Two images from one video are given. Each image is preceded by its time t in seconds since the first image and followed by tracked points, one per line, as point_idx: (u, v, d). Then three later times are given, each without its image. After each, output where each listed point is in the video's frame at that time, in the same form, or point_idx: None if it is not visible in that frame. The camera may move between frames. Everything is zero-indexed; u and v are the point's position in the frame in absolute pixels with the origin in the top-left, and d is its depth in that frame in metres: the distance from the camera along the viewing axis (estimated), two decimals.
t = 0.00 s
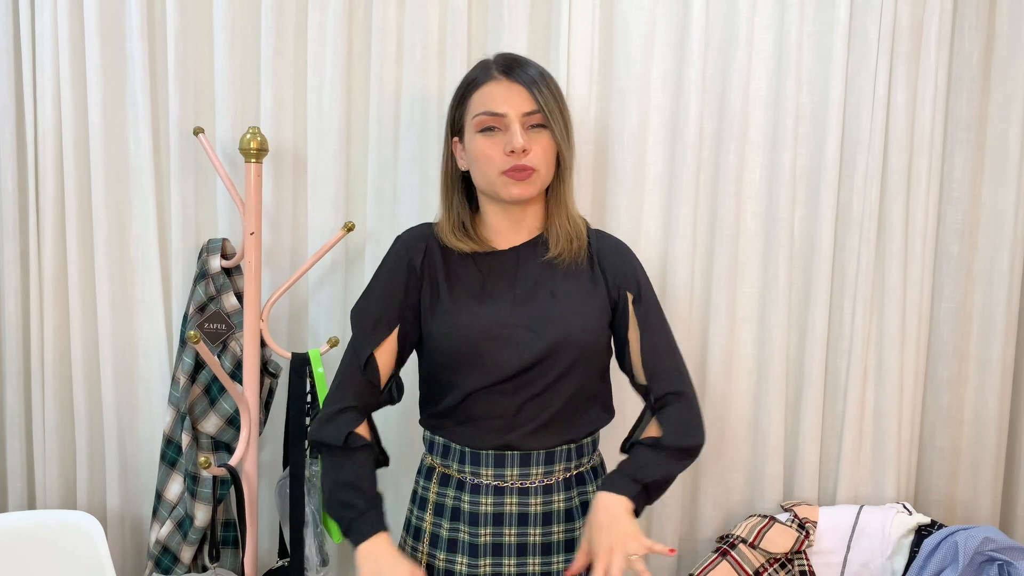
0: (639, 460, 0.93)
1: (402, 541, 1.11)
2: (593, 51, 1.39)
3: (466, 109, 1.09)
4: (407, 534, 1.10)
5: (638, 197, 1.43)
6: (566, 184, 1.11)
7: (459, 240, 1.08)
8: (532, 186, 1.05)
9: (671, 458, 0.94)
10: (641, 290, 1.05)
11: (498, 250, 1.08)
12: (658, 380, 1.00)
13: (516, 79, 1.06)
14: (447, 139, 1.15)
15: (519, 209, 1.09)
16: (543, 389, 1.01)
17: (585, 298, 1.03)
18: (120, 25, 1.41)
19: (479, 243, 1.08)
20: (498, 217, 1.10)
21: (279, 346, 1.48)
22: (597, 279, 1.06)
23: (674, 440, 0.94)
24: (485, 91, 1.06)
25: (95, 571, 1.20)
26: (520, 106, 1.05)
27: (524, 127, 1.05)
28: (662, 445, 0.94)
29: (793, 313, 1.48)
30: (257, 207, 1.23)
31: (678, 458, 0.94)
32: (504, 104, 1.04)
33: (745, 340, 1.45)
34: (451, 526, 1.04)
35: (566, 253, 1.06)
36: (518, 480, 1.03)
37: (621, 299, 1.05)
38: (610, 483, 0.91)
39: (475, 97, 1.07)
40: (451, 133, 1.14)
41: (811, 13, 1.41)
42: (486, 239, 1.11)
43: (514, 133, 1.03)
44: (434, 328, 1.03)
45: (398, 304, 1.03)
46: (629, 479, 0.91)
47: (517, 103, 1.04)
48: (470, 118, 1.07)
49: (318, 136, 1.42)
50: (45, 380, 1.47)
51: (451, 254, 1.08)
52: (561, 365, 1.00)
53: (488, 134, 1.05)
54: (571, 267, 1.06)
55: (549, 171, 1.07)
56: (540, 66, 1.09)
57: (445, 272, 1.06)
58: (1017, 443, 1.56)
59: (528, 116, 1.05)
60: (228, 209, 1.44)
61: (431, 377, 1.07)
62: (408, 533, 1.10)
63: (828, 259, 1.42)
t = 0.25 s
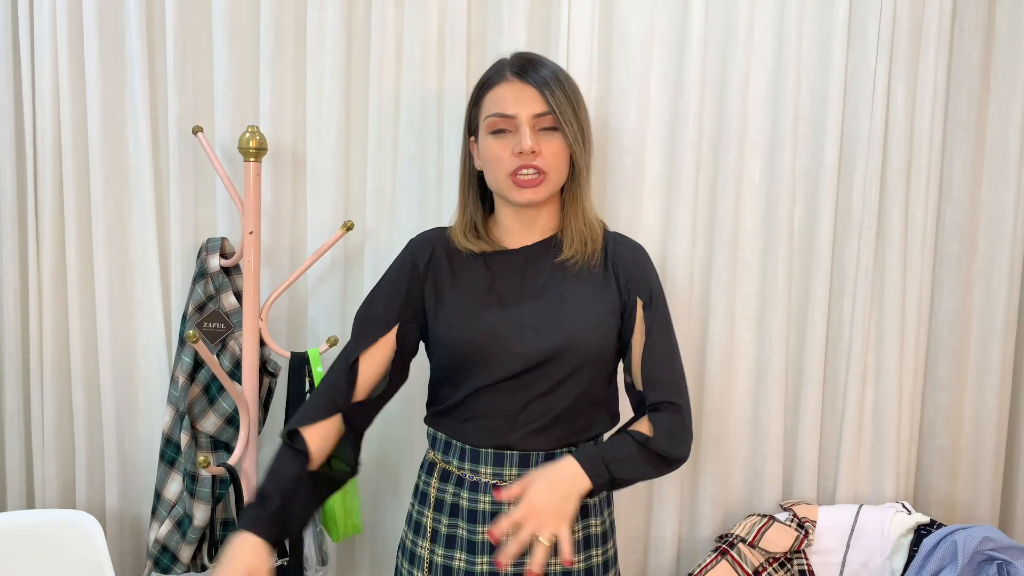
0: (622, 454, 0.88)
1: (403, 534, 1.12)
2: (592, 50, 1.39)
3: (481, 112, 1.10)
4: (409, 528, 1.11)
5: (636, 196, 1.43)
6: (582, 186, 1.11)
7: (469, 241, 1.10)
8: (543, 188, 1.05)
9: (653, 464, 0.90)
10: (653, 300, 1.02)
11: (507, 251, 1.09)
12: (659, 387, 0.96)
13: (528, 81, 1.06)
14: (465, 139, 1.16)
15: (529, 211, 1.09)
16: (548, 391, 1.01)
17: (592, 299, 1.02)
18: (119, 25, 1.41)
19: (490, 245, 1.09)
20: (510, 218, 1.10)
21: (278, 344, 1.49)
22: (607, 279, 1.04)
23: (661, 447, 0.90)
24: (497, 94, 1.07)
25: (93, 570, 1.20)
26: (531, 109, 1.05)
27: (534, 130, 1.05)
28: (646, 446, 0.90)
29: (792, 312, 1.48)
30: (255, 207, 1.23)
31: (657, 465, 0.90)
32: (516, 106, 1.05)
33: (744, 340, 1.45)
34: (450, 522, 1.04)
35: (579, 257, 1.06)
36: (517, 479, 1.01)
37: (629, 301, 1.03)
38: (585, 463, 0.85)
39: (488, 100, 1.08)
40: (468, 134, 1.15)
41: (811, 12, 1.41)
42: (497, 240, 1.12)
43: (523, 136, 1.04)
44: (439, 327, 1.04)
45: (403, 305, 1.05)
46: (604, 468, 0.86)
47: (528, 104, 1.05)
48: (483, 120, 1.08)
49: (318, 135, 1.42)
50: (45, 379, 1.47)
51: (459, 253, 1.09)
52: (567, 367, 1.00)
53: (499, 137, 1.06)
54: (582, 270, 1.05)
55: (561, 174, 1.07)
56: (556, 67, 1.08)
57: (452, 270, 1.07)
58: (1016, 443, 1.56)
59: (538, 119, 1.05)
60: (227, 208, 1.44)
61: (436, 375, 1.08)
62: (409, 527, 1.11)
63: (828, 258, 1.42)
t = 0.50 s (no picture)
0: (576, 401, 0.89)
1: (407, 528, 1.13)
2: (592, 49, 1.39)
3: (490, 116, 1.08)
4: (412, 521, 1.12)
5: (636, 196, 1.44)
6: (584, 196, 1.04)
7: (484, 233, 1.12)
8: (529, 203, 1.03)
9: (611, 428, 0.89)
10: (656, 302, 0.99)
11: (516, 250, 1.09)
12: (643, 373, 0.94)
13: (521, 90, 1.01)
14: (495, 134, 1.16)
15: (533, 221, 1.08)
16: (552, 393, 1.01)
17: (595, 298, 1.01)
18: (119, 24, 1.41)
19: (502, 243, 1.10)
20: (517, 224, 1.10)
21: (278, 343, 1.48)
22: (616, 279, 1.02)
23: (622, 416, 0.90)
24: (496, 102, 1.04)
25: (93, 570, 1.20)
26: (518, 122, 1.01)
27: (523, 143, 1.01)
28: (608, 404, 0.90)
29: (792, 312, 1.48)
30: (255, 206, 1.22)
31: (613, 429, 0.89)
32: (503, 119, 1.02)
33: (744, 339, 1.45)
34: (451, 517, 1.05)
35: (584, 268, 1.03)
36: (517, 477, 1.01)
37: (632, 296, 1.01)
38: (529, 374, 0.88)
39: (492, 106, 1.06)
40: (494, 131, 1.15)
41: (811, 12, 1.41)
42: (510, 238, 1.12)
43: (507, 151, 1.01)
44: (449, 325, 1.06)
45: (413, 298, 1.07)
46: (541, 386, 0.88)
47: (514, 117, 1.01)
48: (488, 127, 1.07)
49: (317, 134, 1.41)
50: (44, 379, 1.47)
51: (476, 243, 1.11)
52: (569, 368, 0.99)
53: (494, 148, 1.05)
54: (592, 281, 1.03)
55: (552, 186, 1.03)
56: (556, 73, 1.02)
57: (466, 261, 1.08)
58: (1016, 442, 1.56)
59: (524, 132, 1.01)
60: (227, 208, 1.44)
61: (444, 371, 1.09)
62: (413, 520, 1.12)
63: (827, 258, 1.42)
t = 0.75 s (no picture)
0: (551, 364, 0.91)
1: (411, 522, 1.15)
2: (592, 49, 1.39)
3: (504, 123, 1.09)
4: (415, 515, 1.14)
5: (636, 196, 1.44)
6: (573, 218, 1.01)
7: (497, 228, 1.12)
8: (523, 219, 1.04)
9: (575, 402, 0.90)
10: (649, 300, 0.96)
11: (523, 245, 1.09)
12: (615, 357, 0.93)
13: (517, 108, 0.99)
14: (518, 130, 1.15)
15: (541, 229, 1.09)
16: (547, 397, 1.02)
17: (592, 302, 1.01)
18: (119, 24, 1.41)
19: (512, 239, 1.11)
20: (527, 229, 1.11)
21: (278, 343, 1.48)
22: (617, 285, 1.02)
23: (584, 390, 0.90)
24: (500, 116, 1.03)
25: (93, 571, 1.20)
26: (512, 143, 1.00)
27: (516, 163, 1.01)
28: (580, 376, 0.90)
29: (792, 312, 1.48)
30: (256, 206, 1.22)
31: (572, 400, 0.90)
32: (502, 135, 1.01)
33: (744, 339, 1.45)
34: (451, 512, 1.06)
35: (577, 284, 1.02)
36: (513, 476, 1.01)
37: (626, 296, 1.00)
38: (515, 328, 0.93)
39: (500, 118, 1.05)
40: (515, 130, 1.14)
41: (811, 12, 1.40)
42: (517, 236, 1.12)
43: (502, 171, 1.02)
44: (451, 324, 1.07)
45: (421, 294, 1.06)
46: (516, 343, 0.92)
47: (508, 138, 1.01)
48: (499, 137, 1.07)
49: (318, 134, 1.41)
50: (45, 379, 1.47)
51: (491, 240, 1.11)
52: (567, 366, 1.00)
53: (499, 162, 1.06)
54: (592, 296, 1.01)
55: (547, 206, 1.02)
56: (555, 89, 0.98)
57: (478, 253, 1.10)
58: (1016, 442, 1.56)
59: (518, 152, 1.00)
60: (228, 208, 1.44)
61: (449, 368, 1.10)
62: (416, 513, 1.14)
63: (828, 258, 1.42)
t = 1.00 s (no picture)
0: (629, 369, 0.89)
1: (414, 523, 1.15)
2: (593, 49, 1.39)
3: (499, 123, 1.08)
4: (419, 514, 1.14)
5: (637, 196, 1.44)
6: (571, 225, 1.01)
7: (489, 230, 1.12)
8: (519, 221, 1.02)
9: (648, 412, 0.90)
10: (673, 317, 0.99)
11: (515, 245, 1.08)
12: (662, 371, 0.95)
13: (518, 108, 0.99)
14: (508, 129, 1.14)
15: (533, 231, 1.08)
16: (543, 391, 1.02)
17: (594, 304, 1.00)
18: (120, 24, 1.41)
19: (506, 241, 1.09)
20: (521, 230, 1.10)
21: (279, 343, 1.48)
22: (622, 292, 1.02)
23: (656, 403, 0.91)
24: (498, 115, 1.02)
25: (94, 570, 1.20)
26: (512, 143, 1.00)
27: (514, 164, 1.00)
28: (654, 392, 0.91)
29: (793, 312, 1.48)
30: (257, 206, 1.23)
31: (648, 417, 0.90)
32: (504, 134, 1.00)
33: (745, 339, 1.45)
34: (451, 512, 1.06)
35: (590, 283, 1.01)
36: (511, 477, 1.01)
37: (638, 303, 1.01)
38: (593, 321, 0.90)
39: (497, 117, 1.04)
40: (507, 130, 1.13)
41: (812, 12, 1.40)
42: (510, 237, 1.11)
43: (499, 171, 1.01)
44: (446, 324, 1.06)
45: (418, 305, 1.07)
46: (594, 343, 0.89)
47: (508, 137, 1.00)
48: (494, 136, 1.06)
49: (319, 134, 1.41)
50: (46, 379, 1.47)
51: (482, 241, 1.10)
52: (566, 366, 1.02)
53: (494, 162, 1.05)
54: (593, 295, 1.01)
55: (544, 210, 1.01)
56: (556, 91, 0.98)
57: (469, 254, 1.08)
58: (1017, 442, 1.56)
59: (517, 153, 1.00)
60: (229, 208, 1.44)
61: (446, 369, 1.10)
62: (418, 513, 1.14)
63: (829, 257, 1.42)
